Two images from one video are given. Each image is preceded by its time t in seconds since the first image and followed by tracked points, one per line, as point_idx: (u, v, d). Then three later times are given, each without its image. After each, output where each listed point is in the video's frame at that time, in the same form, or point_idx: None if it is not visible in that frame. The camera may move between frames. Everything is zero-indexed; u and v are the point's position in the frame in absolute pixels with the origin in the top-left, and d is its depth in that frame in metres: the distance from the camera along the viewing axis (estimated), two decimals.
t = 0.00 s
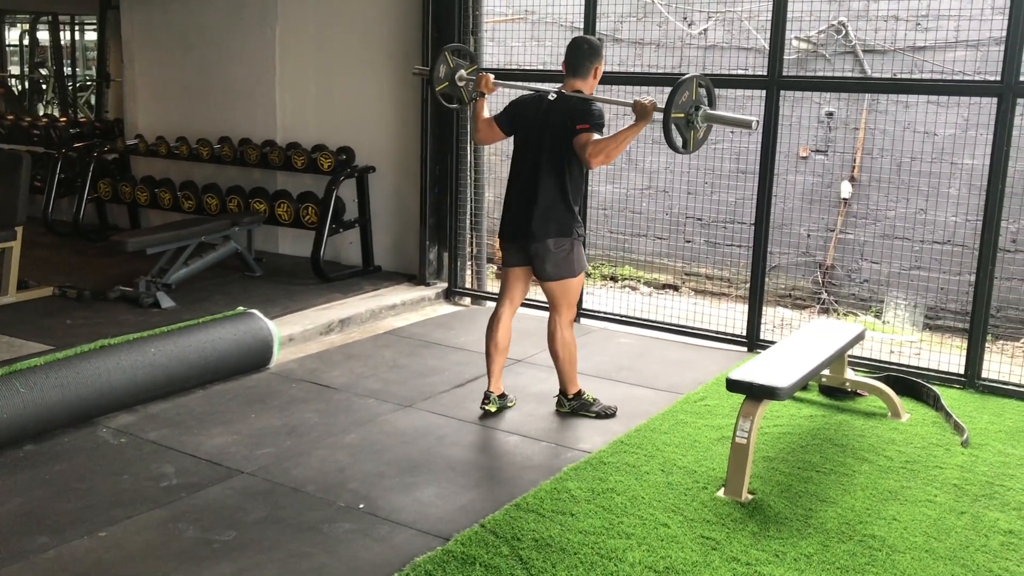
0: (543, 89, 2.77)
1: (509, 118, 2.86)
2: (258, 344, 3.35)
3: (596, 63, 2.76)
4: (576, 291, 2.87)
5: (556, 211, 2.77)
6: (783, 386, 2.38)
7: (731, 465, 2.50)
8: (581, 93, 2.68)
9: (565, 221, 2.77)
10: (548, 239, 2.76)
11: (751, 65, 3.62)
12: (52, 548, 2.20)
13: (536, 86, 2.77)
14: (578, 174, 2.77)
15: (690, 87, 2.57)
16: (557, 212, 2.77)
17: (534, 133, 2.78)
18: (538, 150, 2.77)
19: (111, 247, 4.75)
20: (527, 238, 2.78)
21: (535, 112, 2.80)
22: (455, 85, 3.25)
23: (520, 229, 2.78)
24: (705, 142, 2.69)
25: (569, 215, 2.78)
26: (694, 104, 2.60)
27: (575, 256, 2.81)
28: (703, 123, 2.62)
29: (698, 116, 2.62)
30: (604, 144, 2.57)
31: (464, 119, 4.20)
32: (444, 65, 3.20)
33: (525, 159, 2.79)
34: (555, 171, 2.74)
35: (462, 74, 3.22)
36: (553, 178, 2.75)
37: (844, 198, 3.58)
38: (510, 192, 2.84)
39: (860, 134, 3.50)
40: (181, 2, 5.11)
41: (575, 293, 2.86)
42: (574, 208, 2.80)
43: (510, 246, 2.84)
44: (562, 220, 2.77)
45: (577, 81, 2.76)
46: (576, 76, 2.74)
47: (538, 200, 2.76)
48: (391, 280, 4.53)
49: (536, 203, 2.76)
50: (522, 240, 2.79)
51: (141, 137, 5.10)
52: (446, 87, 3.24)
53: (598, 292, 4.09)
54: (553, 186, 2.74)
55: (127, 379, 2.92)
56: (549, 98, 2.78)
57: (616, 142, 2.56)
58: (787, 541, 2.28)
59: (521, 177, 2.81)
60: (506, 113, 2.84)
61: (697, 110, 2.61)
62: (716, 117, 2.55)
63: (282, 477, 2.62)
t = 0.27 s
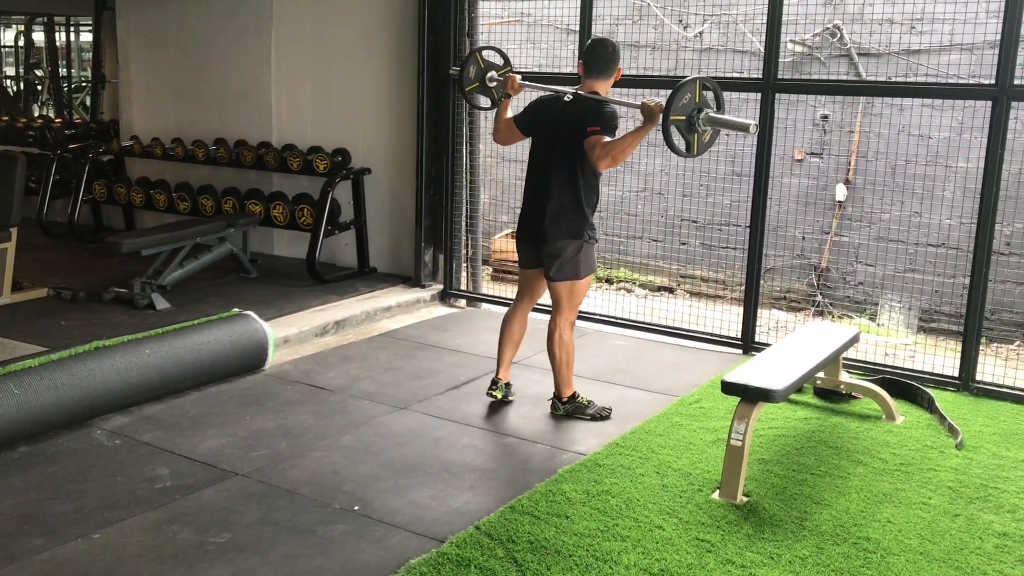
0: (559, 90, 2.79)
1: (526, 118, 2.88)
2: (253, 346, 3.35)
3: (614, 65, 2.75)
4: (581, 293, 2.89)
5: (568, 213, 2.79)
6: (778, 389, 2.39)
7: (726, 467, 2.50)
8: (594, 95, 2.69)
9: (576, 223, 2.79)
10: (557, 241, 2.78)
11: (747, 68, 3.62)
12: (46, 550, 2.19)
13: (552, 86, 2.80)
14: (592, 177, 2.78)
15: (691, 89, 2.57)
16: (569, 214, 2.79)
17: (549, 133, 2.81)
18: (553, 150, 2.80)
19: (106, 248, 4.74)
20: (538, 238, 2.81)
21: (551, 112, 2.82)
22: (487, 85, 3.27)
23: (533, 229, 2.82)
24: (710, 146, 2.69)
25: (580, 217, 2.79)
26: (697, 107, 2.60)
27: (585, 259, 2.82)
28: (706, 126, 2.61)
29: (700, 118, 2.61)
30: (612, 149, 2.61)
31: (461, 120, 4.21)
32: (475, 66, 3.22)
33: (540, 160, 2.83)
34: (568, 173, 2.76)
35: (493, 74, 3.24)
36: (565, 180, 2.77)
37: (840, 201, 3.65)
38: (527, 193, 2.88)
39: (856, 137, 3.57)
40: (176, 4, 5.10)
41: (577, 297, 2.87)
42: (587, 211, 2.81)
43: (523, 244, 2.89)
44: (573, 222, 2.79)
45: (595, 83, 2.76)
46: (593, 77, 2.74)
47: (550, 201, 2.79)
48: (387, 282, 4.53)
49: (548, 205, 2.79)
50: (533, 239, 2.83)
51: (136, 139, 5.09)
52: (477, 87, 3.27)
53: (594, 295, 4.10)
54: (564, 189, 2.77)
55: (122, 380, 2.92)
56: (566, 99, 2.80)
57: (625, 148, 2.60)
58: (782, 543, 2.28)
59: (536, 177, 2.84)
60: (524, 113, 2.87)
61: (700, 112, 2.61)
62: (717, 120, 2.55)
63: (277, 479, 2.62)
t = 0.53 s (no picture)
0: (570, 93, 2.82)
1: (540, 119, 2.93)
2: (252, 349, 3.35)
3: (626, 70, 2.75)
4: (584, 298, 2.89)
5: (569, 214, 2.80)
6: (777, 394, 2.38)
7: (725, 471, 2.50)
8: (599, 99, 2.70)
9: (577, 225, 2.79)
10: (556, 241, 2.80)
11: (746, 71, 3.64)
12: (45, 553, 2.19)
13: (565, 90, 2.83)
14: (595, 180, 2.78)
15: (677, 93, 2.52)
16: (570, 216, 2.80)
17: (558, 135, 2.83)
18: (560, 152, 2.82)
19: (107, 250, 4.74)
20: (540, 238, 2.84)
21: (562, 115, 2.85)
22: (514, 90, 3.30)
23: (536, 229, 2.85)
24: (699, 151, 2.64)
25: (581, 220, 2.79)
26: (683, 110, 2.55)
27: (586, 262, 2.81)
28: (691, 130, 2.56)
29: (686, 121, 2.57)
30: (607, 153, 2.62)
31: (461, 125, 4.21)
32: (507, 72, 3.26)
33: (550, 162, 2.86)
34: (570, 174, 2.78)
35: (523, 79, 3.27)
36: (569, 182, 2.79)
37: (840, 205, 3.66)
38: (539, 194, 2.93)
39: (855, 141, 3.58)
40: (177, 6, 5.11)
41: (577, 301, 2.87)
42: (590, 214, 2.81)
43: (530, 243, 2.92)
44: (574, 224, 2.80)
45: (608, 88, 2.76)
46: (604, 81, 2.74)
47: (553, 202, 2.82)
48: (386, 284, 4.53)
49: (552, 205, 2.82)
50: (536, 239, 2.86)
51: (137, 141, 5.09)
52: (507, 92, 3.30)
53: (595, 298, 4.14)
54: (566, 189, 2.79)
55: (121, 383, 2.92)
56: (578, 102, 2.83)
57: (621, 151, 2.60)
58: (781, 547, 2.28)
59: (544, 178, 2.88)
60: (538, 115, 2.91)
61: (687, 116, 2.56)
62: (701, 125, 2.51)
63: (276, 482, 2.62)
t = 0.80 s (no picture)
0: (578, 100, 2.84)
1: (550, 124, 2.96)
2: (256, 353, 3.36)
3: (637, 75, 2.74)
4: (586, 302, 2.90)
5: (568, 217, 2.82)
6: (781, 399, 2.38)
7: (729, 476, 2.50)
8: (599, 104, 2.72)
9: (575, 228, 2.82)
10: (554, 243, 2.83)
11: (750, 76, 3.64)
12: (50, 556, 2.20)
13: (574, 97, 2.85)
14: (596, 183, 2.79)
15: (645, 94, 2.50)
16: (569, 219, 2.83)
17: (560, 139, 2.86)
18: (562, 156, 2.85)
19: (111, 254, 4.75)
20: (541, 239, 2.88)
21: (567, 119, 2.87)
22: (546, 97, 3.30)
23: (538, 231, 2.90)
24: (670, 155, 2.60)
25: (579, 222, 2.81)
26: (651, 113, 2.52)
27: (585, 265, 2.84)
28: (658, 132, 2.54)
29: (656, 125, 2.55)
30: (590, 156, 2.64)
31: (464, 131, 4.22)
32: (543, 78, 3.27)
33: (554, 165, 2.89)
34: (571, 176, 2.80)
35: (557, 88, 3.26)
36: (568, 186, 2.82)
37: (843, 211, 3.67)
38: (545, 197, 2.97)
39: (861, 145, 3.56)
40: (181, 11, 5.12)
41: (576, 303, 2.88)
42: (589, 217, 2.83)
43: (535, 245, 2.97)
44: (573, 227, 2.82)
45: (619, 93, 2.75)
46: (612, 89, 2.75)
47: (553, 204, 2.85)
48: (390, 289, 4.54)
49: (553, 206, 2.85)
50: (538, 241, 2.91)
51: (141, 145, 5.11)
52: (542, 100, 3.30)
53: (599, 303, 4.14)
54: (566, 192, 2.81)
55: (125, 387, 2.92)
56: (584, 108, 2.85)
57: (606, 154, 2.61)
58: (784, 553, 2.28)
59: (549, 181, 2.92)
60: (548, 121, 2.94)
61: (654, 118, 2.53)
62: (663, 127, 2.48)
63: (280, 486, 2.62)
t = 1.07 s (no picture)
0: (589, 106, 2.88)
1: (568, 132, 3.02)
2: (262, 358, 3.36)
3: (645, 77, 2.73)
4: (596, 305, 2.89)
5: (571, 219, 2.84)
6: (786, 404, 2.36)
7: (735, 482, 2.49)
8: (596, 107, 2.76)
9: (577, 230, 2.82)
10: (559, 245, 2.85)
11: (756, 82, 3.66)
12: (56, 562, 2.19)
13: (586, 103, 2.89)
14: (596, 185, 2.80)
15: (598, 91, 2.57)
16: (572, 221, 2.85)
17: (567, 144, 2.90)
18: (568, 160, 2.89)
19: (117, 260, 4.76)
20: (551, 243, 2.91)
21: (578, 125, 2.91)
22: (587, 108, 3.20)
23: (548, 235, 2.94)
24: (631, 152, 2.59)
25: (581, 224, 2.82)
26: (604, 108, 2.57)
27: (588, 266, 2.83)
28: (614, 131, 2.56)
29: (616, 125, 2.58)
30: (573, 157, 2.71)
31: (469, 137, 4.24)
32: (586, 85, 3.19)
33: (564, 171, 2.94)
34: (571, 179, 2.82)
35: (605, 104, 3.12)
36: (572, 188, 2.84)
37: (849, 216, 3.67)
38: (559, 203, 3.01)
39: (866, 151, 3.64)
40: (187, 18, 5.14)
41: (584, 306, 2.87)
42: (592, 219, 2.83)
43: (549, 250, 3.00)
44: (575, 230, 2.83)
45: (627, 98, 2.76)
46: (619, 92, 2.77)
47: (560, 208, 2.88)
48: (395, 294, 4.54)
49: (558, 210, 2.88)
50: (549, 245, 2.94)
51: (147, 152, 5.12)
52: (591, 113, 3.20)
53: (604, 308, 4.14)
54: (567, 194, 2.83)
55: (131, 393, 2.92)
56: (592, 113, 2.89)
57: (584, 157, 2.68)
58: (790, 559, 2.27)
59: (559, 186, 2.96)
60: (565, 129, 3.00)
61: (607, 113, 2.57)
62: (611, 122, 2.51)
63: (286, 492, 2.62)
